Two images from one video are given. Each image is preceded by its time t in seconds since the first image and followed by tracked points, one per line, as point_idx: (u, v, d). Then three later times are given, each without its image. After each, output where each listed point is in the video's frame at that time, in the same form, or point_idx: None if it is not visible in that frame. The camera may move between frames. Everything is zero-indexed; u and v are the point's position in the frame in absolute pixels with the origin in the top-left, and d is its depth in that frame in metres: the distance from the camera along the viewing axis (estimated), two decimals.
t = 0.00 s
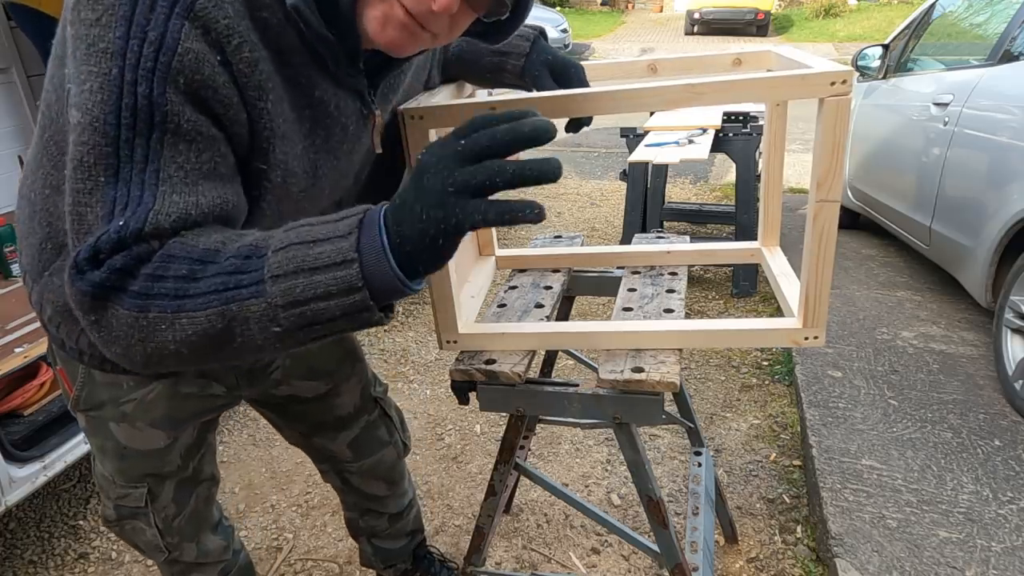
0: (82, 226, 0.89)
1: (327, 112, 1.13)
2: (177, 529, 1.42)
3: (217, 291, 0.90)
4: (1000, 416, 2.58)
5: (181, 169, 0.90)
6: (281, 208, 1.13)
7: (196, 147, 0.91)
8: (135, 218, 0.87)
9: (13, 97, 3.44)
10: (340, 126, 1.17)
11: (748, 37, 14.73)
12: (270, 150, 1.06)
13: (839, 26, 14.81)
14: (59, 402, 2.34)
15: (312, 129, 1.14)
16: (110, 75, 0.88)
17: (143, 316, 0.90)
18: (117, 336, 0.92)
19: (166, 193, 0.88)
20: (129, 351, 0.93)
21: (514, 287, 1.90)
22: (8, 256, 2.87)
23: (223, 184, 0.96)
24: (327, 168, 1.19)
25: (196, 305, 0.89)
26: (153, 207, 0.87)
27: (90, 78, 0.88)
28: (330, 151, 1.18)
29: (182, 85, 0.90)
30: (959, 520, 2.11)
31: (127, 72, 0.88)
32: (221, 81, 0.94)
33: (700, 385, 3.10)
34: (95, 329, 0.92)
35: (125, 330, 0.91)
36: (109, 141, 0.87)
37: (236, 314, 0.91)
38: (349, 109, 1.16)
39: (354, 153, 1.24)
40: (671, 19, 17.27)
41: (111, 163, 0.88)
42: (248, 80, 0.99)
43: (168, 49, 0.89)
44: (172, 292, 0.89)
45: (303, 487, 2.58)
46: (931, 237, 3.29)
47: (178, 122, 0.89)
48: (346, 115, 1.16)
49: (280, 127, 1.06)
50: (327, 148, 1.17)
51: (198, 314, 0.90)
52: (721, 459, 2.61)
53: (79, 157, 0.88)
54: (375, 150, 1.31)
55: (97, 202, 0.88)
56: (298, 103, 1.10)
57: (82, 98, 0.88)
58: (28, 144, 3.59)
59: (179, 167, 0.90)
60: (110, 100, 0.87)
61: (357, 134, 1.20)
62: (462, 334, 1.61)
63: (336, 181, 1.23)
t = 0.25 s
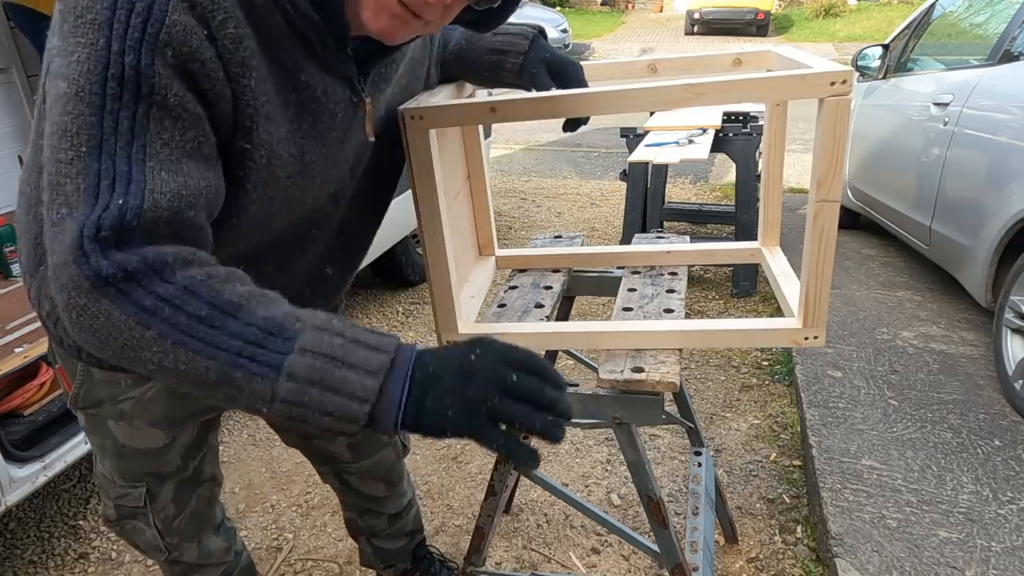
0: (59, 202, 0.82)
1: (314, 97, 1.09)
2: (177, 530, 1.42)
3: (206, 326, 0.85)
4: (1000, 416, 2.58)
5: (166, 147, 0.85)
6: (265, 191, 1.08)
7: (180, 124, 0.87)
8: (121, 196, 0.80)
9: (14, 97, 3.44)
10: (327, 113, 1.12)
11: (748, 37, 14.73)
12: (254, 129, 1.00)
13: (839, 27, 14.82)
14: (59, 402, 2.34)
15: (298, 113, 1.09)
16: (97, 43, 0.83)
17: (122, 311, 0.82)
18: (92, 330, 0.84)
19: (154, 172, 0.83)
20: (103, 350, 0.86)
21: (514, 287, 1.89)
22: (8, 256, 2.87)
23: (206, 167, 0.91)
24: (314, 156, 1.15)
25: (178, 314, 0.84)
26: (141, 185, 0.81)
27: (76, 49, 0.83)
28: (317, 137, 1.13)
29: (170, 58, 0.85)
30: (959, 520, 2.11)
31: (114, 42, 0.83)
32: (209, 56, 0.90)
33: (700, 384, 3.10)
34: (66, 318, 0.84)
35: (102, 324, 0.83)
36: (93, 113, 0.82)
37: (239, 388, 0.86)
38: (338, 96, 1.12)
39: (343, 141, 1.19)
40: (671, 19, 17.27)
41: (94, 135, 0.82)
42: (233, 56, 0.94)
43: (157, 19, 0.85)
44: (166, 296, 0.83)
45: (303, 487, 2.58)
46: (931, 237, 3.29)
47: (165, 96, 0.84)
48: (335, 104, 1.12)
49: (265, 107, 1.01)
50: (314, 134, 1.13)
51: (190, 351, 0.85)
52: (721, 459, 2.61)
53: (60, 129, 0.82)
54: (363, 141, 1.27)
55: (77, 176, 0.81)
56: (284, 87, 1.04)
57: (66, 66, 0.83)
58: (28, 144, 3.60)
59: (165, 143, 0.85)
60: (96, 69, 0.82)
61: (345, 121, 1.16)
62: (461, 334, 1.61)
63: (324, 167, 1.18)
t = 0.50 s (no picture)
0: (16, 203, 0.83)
1: (304, 79, 1.06)
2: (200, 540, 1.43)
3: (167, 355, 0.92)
4: (1000, 416, 2.58)
5: (125, 163, 0.86)
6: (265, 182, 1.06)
7: (142, 140, 0.87)
8: (76, 215, 0.83)
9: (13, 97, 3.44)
10: (319, 93, 1.09)
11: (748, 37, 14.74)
12: (245, 125, 0.98)
13: (839, 26, 14.82)
14: (59, 402, 2.33)
15: (291, 99, 1.06)
16: (66, 52, 0.82)
17: (75, 324, 0.87)
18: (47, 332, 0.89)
19: (107, 193, 0.84)
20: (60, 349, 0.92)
21: (514, 287, 1.90)
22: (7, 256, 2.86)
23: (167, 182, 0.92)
24: (315, 138, 1.12)
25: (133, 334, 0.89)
26: (96, 206, 0.84)
27: (44, 55, 0.82)
28: (314, 121, 1.11)
29: (140, 72, 0.85)
30: (959, 520, 2.11)
31: (84, 53, 0.82)
32: (181, 67, 0.89)
33: (700, 384, 3.10)
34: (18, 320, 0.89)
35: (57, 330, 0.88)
36: (57, 122, 0.82)
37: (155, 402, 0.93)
38: (328, 76, 1.09)
39: (344, 121, 1.16)
40: (671, 19, 17.27)
41: (54, 145, 0.82)
42: (214, 58, 0.92)
43: (127, 31, 0.84)
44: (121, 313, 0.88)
45: (302, 487, 2.58)
46: (931, 237, 3.29)
47: (127, 115, 0.84)
48: (327, 81, 1.09)
49: (252, 101, 0.98)
50: (310, 118, 1.10)
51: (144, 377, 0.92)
52: (721, 459, 2.61)
53: (22, 131, 0.82)
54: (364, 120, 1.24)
55: (37, 184, 0.82)
56: (273, 71, 1.02)
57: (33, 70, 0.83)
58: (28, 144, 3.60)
59: (122, 161, 0.85)
60: (64, 78, 0.82)
61: (340, 105, 1.14)
62: (462, 334, 1.61)
63: (327, 151, 1.16)
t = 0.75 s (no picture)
0: (16, 205, 0.85)
1: (288, 45, 1.05)
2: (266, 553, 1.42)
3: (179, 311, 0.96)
4: (1001, 416, 2.58)
5: (120, 156, 0.87)
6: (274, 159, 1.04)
7: (132, 134, 0.88)
8: (75, 211, 0.85)
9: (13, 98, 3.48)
10: (304, 57, 1.07)
11: (747, 37, 14.74)
12: (239, 100, 0.97)
13: (839, 27, 14.82)
14: (59, 402, 2.33)
15: (281, 69, 1.05)
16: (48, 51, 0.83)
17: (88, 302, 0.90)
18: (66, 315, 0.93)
19: (107, 185, 0.86)
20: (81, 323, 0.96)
21: (514, 287, 1.89)
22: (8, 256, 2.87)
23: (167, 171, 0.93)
24: (312, 106, 1.09)
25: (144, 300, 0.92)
26: (97, 204, 0.85)
27: (26, 58, 0.84)
28: (306, 88, 1.08)
29: (122, 60, 0.85)
30: (959, 520, 2.11)
31: (65, 52, 0.83)
32: (161, 53, 0.89)
33: (700, 384, 3.10)
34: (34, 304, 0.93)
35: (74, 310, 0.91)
36: (49, 122, 0.84)
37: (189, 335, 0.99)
38: (309, 38, 1.07)
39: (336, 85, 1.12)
40: (671, 19, 17.27)
41: (49, 146, 0.84)
42: (196, 38, 0.92)
43: (103, 25, 0.84)
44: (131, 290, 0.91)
45: (302, 487, 2.58)
46: (931, 237, 3.29)
47: (114, 108, 0.85)
48: (308, 44, 1.07)
49: (242, 72, 0.97)
50: (303, 84, 1.08)
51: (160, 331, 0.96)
52: (721, 459, 2.61)
53: (14, 132, 0.84)
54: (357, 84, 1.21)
55: (38, 184, 0.84)
56: (258, 41, 1.02)
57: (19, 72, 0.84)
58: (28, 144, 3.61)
59: (118, 155, 0.87)
60: (49, 78, 0.83)
61: (327, 69, 1.10)
62: (462, 333, 1.61)
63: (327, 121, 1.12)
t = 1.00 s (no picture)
0: (140, 198, 0.89)
1: None
2: (299, 543, 1.43)
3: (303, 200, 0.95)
4: (1001, 416, 2.58)
5: (193, 99, 0.90)
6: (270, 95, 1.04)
7: (190, 71, 0.90)
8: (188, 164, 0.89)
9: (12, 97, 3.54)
10: None
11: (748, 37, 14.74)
12: (241, 28, 0.97)
13: (839, 27, 14.81)
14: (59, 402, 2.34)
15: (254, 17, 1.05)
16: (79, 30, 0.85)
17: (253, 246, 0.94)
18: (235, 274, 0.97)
19: (205, 115, 0.91)
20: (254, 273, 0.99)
21: (514, 287, 1.89)
22: (8, 256, 2.87)
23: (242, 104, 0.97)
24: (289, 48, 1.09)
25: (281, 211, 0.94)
26: (200, 148, 0.89)
27: (65, 46, 0.86)
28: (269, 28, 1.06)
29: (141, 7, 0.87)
30: (959, 520, 2.11)
31: (92, 22, 0.85)
32: None
33: (700, 384, 3.09)
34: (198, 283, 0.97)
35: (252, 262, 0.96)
36: (120, 96, 0.86)
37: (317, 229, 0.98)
38: None
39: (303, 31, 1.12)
40: (672, 19, 17.27)
41: (134, 121, 0.87)
42: None
43: None
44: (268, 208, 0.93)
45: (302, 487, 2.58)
46: (931, 237, 3.29)
47: (165, 52, 0.88)
48: None
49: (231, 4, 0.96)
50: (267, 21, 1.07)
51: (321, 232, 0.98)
52: (721, 459, 2.61)
53: (100, 126, 0.87)
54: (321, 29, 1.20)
55: (146, 163, 0.88)
56: None
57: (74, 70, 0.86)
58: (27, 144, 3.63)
59: (191, 99, 0.90)
60: (95, 55, 0.86)
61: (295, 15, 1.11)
62: (462, 333, 1.61)
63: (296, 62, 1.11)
